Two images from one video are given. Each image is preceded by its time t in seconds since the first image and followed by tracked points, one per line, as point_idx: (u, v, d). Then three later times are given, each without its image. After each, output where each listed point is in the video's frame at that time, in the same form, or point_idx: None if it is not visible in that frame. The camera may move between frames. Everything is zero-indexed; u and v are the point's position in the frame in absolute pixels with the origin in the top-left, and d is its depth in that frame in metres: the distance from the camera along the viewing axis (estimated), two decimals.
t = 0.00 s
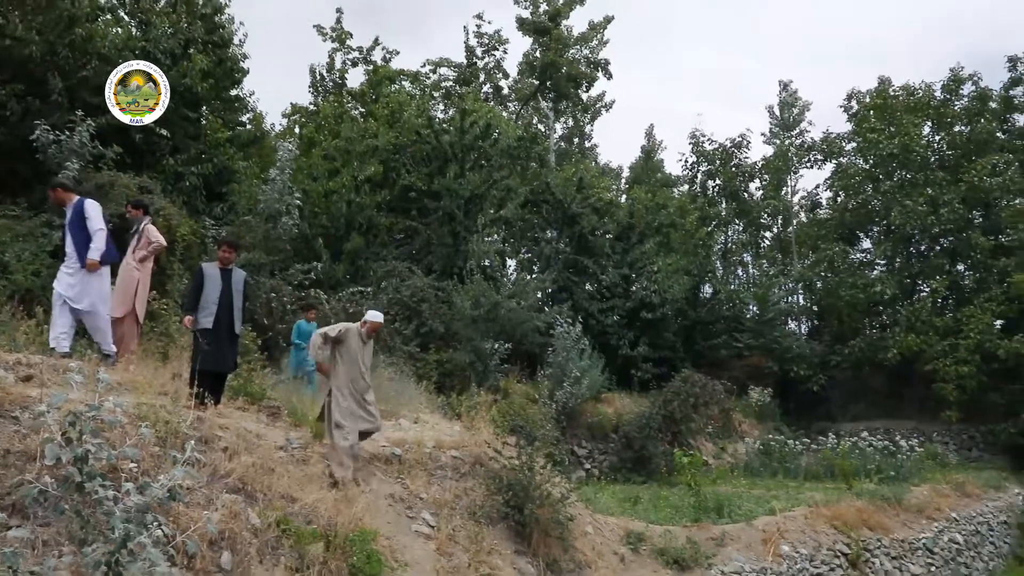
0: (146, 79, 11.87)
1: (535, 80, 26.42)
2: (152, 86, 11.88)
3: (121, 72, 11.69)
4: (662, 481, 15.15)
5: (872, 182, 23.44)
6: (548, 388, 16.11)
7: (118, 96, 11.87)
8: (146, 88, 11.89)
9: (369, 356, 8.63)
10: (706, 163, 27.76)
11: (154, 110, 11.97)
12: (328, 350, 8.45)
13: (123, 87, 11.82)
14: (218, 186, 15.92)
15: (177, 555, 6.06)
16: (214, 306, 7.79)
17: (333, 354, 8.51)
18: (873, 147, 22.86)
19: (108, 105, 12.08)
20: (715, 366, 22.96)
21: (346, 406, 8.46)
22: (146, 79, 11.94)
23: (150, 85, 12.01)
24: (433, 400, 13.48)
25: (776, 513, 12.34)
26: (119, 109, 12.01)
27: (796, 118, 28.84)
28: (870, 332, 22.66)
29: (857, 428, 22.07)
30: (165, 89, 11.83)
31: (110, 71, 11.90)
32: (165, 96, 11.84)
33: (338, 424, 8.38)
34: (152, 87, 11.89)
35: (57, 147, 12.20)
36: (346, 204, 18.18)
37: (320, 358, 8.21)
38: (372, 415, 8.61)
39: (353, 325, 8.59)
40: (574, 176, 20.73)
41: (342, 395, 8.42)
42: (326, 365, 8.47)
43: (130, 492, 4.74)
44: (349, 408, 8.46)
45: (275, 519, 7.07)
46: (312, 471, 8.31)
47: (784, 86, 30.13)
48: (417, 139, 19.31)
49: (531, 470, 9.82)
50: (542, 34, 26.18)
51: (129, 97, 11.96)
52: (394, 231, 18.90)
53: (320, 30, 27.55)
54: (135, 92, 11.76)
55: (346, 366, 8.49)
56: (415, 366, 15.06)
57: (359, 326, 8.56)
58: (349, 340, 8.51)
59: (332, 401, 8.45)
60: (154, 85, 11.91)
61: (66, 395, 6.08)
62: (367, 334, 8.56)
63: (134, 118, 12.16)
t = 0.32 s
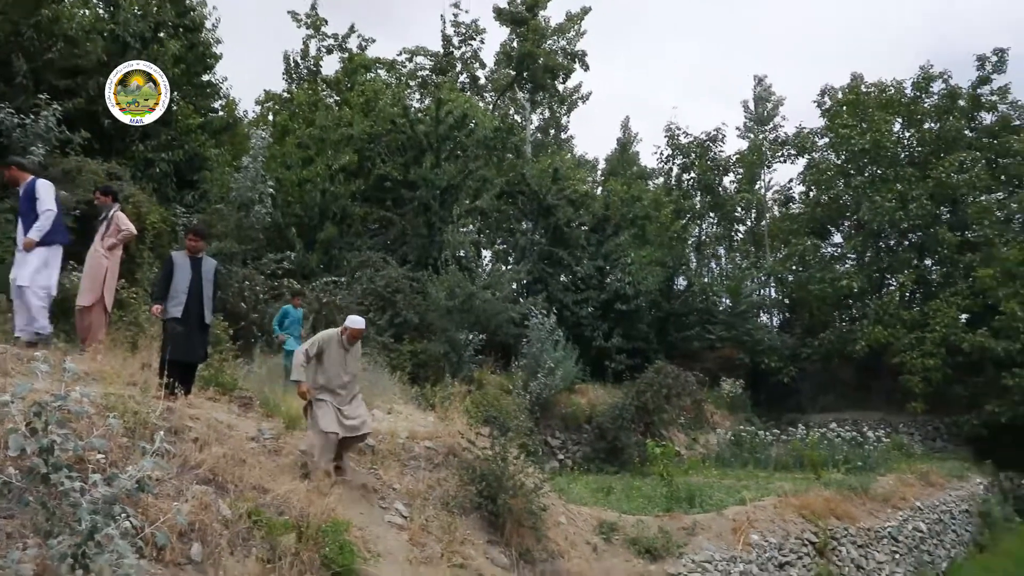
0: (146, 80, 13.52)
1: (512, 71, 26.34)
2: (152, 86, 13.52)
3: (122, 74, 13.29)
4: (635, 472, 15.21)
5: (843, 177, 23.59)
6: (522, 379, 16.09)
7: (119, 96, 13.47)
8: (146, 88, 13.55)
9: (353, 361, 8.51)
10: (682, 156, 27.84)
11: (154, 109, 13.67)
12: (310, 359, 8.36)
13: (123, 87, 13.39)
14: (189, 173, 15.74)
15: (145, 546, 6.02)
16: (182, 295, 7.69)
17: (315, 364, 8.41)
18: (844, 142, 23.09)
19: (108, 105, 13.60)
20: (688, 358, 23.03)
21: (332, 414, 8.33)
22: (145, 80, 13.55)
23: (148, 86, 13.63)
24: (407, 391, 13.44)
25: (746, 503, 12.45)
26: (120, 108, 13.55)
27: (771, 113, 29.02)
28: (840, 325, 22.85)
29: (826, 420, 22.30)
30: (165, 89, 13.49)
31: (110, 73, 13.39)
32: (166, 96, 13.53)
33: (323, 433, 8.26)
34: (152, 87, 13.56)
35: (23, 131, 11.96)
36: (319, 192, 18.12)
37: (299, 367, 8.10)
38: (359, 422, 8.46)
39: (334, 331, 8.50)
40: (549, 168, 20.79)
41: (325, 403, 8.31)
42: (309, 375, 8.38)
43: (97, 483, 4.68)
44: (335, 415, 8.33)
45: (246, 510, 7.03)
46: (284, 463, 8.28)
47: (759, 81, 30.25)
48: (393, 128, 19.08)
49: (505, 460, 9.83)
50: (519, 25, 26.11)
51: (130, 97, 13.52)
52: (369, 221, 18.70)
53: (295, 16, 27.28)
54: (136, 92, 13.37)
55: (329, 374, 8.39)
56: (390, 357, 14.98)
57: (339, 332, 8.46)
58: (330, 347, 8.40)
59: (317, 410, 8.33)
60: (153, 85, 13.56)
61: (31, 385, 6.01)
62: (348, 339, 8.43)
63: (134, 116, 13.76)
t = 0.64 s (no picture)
0: (145, 80, 13.19)
1: (484, 59, 26.22)
2: (152, 86, 13.18)
3: (122, 74, 12.97)
4: (602, 461, 15.27)
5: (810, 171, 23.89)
6: (491, 368, 16.04)
7: (119, 97, 13.19)
8: (146, 88, 13.22)
9: (338, 365, 8.03)
10: (653, 148, 27.92)
11: (154, 109, 13.27)
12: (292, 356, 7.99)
13: (123, 87, 13.09)
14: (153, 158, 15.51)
15: (107, 537, 5.96)
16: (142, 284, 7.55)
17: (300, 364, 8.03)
18: (812, 136, 23.35)
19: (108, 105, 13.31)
20: (657, 348, 23.12)
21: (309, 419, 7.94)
22: (145, 79, 13.22)
23: (148, 85, 13.31)
24: (375, 380, 13.36)
25: (712, 491, 12.52)
26: (120, 108, 13.25)
27: (740, 106, 28.91)
28: (805, 316, 23.04)
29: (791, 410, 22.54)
30: (165, 89, 13.11)
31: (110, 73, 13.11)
32: (165, 95, 13.14)
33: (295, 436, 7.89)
34: (152, 87, 13.22)
35: None
36: (288, 178, 17.83)
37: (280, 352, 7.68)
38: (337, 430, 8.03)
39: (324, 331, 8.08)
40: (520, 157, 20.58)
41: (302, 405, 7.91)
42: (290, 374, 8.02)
43: (56, 473, 4.57)
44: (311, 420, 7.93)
45: (212, 500, 6.98)
46: (250, 453, 8.24)
47: (729, 75, 30.29)
48: (363, 116, 18.96)
49: (473, 450, 9.81)
50: (492, 13, 25.99)
51: (129, 97, 13.24)
52: (338, 209, 18.59)
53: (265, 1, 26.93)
54: (136, 92, 13.05)
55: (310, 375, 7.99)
56: (358, 346, 14.89)
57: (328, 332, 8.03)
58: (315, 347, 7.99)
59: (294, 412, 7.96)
60: (153, 85, 13.21)
61: None
62: (335, 341, 7.99)
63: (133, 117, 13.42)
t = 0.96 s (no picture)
0: (146, 79, 11.91)
1: (457, 49, 26.07)
2: (151, 85, 11.86)
3: (122, 73, 11.84)
4: (572, 452, 15.29)
5: (779, 166, 24.06)
6: (461, 360, 15.96)
7: (119, 96, 12.01)
8: (146, 88, 11.91)
9: (335, 385, 7.78)
10: (625, 141, 28.00)
11: (154, 110, 11.93)
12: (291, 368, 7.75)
13: (123, 87, 11.97)
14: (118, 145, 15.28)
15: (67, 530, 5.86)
16: (96, 272, 7.39)
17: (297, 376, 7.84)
18: (781, 131, 23.54)
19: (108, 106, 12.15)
20: (627, 340, 23.18)
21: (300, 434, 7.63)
22: (146, 79, 11.96)
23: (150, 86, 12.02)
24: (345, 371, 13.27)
25: (680, 482, 12.56)
26: (119, 109, 12.06)
27: (711, 101, 29.03)
28: (773, 310, 23.21)
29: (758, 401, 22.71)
30: (165, 89, 11.77)
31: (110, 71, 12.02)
32: (165, 96, 11.79)
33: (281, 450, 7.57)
34: (152, 86, 11.90)
35: None
36: (257, 167, 17.52)
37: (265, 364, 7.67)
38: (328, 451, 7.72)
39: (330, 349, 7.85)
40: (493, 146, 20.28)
41: (294, 418, 7.62)
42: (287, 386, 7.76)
43: (13, 465, 4.46)
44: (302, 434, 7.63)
45: (177, 492, 6.89)
46: (217, 445, 8.17)
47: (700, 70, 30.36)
48: (333, 105, 18.72)
49: (443, 441, 9.76)
50: (465, 3, 25.84)
51: (129, 97, 12.04)
52: (309, 198, 18.31)
53: None
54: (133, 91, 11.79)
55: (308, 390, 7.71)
56: (328, 337, 14.78)
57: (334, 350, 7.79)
58: (318, 363, 7.74)
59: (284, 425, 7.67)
60: (153, 85, 11.91)
61: None
62: (337, 362, 7.72)
63: (134, 119, 12.13)
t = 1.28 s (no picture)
0: (146, 79, 13.06)
1: (428, 36, 25.85)
2: (152, 86, 13.03)
3: (122, 74, 12.84)
4: (541, 441, 15.27)
5: (748, 159, 24.19)
6: (431, 350, 15.87)
7: (120, 96, 13.11)
8: (146, 88, 13.05)
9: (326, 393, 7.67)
10: (596, 132, 27.92)
11: (154, 109, 13.14)
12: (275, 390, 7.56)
13: (123, 87, 13.00)
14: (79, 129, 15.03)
15: (26, 522, 5.75)
16: (41, 259, 7.22)
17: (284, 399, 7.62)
18: (749, 124, 23.66)
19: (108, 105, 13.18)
20: (596, 331, 23.21)
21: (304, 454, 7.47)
22: (145, 79, 13.09)
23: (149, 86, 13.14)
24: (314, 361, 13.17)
25: (648, 471, 12.60)
26: (119, 108, 13.15)
27: (681, 93, 29.07)
28: (740, 301, 23.38)
29: (724, 391, 22.87)
30: (165, 90, 12.97)
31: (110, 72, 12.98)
32: (165, 95, 13.00)
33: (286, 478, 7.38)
34: (152, 87, 13.08)
35: None
36: (223, 153, 17.15)
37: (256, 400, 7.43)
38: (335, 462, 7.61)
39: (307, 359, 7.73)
40: (463, 135, 20.20)
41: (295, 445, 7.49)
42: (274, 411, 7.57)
43: None
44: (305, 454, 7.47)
45: (141, 483, 6.77)
46: (182, 435, 8.05)
47: (669, 63, 30.36)
48: (303, 91, 18.52)
49: (412, 430, 9.70)
50: None
51: (129, 97, 13.10)
52: (276, 184, 18.14)
53: None
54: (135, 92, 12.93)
55: (298, 406, 7.56)
56: (296, 325, 14.64)
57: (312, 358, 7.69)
58: (302, 376, 7.61)
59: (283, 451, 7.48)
60: (153, 85, 13.07)
61: None
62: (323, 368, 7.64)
63: (133, 118, 13.26)
